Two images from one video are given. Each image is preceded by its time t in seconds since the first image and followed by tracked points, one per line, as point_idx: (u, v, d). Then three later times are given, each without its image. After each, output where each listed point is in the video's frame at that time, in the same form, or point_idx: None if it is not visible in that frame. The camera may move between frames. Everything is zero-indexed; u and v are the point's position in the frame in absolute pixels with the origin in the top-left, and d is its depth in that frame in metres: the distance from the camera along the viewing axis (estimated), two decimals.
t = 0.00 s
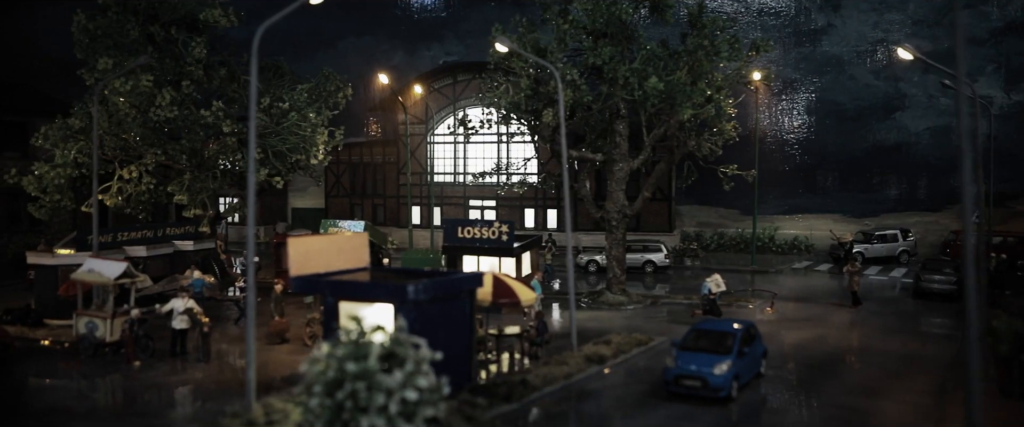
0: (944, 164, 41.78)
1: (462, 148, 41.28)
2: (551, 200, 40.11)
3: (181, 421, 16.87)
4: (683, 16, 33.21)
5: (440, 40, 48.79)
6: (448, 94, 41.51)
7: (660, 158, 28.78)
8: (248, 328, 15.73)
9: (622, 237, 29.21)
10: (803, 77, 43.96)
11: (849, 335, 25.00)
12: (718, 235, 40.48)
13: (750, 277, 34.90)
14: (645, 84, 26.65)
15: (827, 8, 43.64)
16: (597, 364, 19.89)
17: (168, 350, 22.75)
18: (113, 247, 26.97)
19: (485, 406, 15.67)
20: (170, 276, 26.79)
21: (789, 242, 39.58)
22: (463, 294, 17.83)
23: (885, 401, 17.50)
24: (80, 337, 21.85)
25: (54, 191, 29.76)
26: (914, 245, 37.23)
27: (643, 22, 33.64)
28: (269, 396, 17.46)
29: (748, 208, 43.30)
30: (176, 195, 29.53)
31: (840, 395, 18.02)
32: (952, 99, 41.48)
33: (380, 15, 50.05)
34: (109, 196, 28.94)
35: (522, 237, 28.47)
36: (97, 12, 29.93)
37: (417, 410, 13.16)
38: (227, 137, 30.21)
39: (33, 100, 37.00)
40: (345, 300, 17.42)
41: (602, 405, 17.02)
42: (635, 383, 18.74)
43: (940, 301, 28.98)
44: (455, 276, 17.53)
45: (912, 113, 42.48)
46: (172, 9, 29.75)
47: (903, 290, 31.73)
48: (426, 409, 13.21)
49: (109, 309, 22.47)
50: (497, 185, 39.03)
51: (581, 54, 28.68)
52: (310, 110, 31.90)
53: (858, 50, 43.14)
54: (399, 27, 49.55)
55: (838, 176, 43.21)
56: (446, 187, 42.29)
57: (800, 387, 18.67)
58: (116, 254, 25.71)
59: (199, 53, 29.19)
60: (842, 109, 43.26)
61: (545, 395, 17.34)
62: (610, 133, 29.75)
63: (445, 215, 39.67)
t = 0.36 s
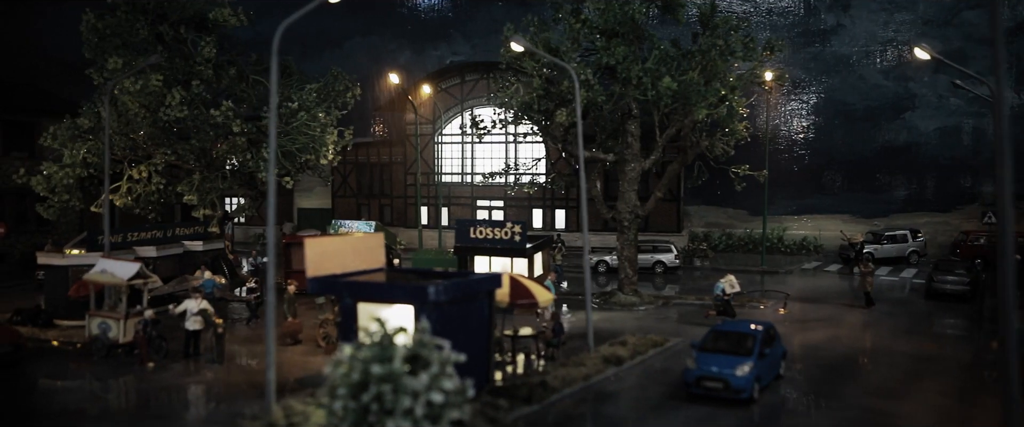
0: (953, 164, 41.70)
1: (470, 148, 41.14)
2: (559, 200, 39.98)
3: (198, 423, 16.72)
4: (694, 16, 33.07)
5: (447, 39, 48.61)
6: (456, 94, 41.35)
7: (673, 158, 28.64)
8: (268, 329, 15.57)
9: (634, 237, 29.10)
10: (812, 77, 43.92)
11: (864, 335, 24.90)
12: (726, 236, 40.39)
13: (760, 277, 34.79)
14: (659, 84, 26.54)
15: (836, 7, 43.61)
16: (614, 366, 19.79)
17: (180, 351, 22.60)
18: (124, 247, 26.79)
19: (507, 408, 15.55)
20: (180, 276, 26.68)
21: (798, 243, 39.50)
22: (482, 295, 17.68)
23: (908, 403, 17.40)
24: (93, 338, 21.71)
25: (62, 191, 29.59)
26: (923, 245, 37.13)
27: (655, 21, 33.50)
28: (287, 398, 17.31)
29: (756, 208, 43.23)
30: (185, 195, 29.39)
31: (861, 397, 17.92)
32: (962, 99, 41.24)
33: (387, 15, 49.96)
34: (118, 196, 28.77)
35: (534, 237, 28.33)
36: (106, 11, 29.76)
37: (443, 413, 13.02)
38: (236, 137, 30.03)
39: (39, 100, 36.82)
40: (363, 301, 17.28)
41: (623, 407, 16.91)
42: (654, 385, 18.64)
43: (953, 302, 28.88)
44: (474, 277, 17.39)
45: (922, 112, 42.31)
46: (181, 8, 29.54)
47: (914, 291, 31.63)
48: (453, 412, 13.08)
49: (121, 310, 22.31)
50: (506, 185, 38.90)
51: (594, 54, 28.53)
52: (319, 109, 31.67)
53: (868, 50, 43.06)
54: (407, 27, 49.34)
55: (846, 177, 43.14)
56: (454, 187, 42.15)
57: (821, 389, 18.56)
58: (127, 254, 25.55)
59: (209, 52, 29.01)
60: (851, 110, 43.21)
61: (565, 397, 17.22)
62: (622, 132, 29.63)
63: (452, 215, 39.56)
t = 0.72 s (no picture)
0: (962, 165, 41.59)
1: (478, 148, 41.02)
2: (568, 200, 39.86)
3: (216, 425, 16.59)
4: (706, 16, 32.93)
5: (454, 39, 48.43)
6: (465, 94, 41.22)
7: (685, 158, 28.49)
8: (289, 331, 15.41)
9: (646, 238, 29.02)
10: (821, 77, 43.82)
11: (879, 336, 24.80)
12: (735, 236, 40.29)
13: (770, 277, 34.69)
14: (672, 84, 26.43)
15: (846, 7, 43.51)
16: (633, 367, 19.68)
17: (193, 352, 22.46)
18: (134, 247, 26.66)
19: (530, 410, 15.42)
20: (191, 277, 26.55)
21: (806, 243, 39.42)
22: (502, 296, 17.54)
23: (931, 404, 17.29)
24: (105, 339, 21.57)
25: (71, 191, 29.43)
26: (933, 246, 37.02)
27: (667, 21, 33.36)
28: (306, 400, 17.18)
29: (764, 208, 43.15)
30: (195, 195, 29.23)
31: (884, 398, 17.80)
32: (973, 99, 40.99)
33: (394, 14, 49.84)
34: (127, 196, 28.61)
35: (546, 238, 28.23)
36: (115, 10, 29.56)
37: (470, 416, 12.86)
38: (246, 136, 29.87)
39: (43, 100, 36.57)
40: (382, 302, 17.14)
41: (645, 409, 16.79)
42: (674, 386, 18.55)
43: (966, 303, 28.82)
44: (495, 279, 17.28)
45: (932, 113, 42.15)
46: (190, 7, 29.20)
47: (926, 292, 31.53)
48: (480, 415, 12.92)
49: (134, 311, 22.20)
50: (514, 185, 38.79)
51: (607, 53, 28.35)
52: (329, 109, 31.45)
53: (877, 50, 42.97)
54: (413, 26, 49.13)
55: (854, 177, 43.09)
56: (462, 187, 42.02)
57: (842, 390, 18.44)
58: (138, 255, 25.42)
59: (218, 51, 28.82)
60: (861, 109, 43.08)
61: (585, 399, 17.11)
62: (633, 132, 29.51)
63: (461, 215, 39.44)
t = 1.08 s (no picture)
0: (971, 165, 41.46)
1: (486, 148, 40.90)
2: (577, 200, 39.75)
3: None
4: (718, 15, 32.79)
5: (461, 39, 48.29)
6: (473, 93, 41.11)
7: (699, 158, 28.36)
8: (311, 332, 15.28)
9: (659, 238, 28.89)
10: (830, 77, 43.78)
11: (894, 337, 24.69)
12: (744, 236, 40.19)
13: (780, 277, 34.58)
14: (686, 83, 26.31)
15: (855, 6, 43.45)
16: (652, 368, 19.62)
17: (207, 353, 22.29)
18: (145, 248, 26.46)
19: (555, 413, 15.29)
20: (203, 277, 26.41)
21: (815, 243, 39.33)
22: (523, 297, 17.40)
23: (955, 406, 17.18)
24: (119, 340, 21.40)
25: (80, 190, 29.27)
26: (943, 246, 36.88)
27: (678, 20, 33.24)
28: (326, 402, 17.04)
29: (772, 208, 43.07)
30: (205, 195, 29.07)
31: (907, 400, 17.69)
32: (982, 99, 40.93)
33: (401, 14, 49.73)
34: (137, 196, 28.45)
35: (558, 238, 28.10)
36: (125, 9, 29.46)
37: (499, 419, 12.69)
38: (256, 135, 29.74)
39: (50, 99, 36.39)
40: (403, 303, 17.00)
41: (668, 410, 16.69)
42: (695, 388, 18.45)
43: (979, 304, 28.68)
44: (516, 279, 17.16)
45: (941, 112, 41.92)
46: (199, 6, 29.18)
47: (938, 292, 31.40)
48: (509, 418, 12.75)
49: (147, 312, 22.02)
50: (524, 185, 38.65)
51: (621, 53, 28.21)
52: (338, 108, 31.18)
53: (887, 50, 42.91)
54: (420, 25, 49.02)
55: (862, 177, 43.06)
56: (470, 187, 41.89)
57: (865, 391, 18.32)
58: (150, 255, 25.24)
59: (228, 50, 28.74)
60: (870, 108, 43.02)
61: (607, 401, 16.99)
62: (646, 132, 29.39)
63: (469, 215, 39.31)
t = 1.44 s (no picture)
0: (980, 165, 41.43)
1: (495, 148, 40.81)
2: (586, 200, 39.67)
3: None
4: (731, 14, 32.67)
5: (469, 38, 48.08)
6: (482, 92, 41.02)
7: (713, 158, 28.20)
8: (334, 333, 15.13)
9: (672, 238, 28.78)
10: (840, 77, 43.68)
11: (911, 338, 24.60)
12: (753, 236, 40.06)
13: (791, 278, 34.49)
14: (701, 83, 26.22)
15: (865, 6, 43.39)
16: (671, 370, 19.51)
17: (221, 354, 22.14)
18: (156, 248, 26.27)
19: (580, 415, 15.16)
20: (214, 278, 26.29)
21: (825, 243, 39.24)
22: (544, 298, 17.28)
23: (980, 407, 17.09)
24: (133, 341, 21.24)
25: (90, 190, 29.11)
26: (954, 246, 36.79)
27: (690, 19, 33.11)
28: (346, 403, 16.94)
29: (780, 208, 43.01)
30: (216, 194, 28.92)
31: (931, 401, 17.59)
32: (994, 98, 40.97)
33: (408, 13, 49.61)
34: (148, 196, 28.29)
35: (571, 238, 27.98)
36: (136, 8, 29.41)
37: (529, 421, 12.56)
38: (267, 135, 29.62)
39: (58, 98, 36.29)
40: (424, 305, 16.84)
41: (692, 413, 16.56)
42: (716, 389, 18.35)
43: (993, 304, 28.60)
44: (538, 280, 17.07)
45: (952, 112, 41.97)
46: (210, 5, 29.28)
47: (951, 292, 31.32)
48: (539, 420, 12.62)
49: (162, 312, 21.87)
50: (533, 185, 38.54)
51: (636, 52, 28.03)
52: (349, 107, 31.00)
53: (900, 49, 42.87)
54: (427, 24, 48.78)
55: (870, 177, 43.01)
56: (478, 187, 41.76)
57: (887, 392, 18.22)
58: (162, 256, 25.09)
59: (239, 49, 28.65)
60: (880, 108, 42.98)
61: (630, 402, 16.88)
62: (658, 131, 29.29)
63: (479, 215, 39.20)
